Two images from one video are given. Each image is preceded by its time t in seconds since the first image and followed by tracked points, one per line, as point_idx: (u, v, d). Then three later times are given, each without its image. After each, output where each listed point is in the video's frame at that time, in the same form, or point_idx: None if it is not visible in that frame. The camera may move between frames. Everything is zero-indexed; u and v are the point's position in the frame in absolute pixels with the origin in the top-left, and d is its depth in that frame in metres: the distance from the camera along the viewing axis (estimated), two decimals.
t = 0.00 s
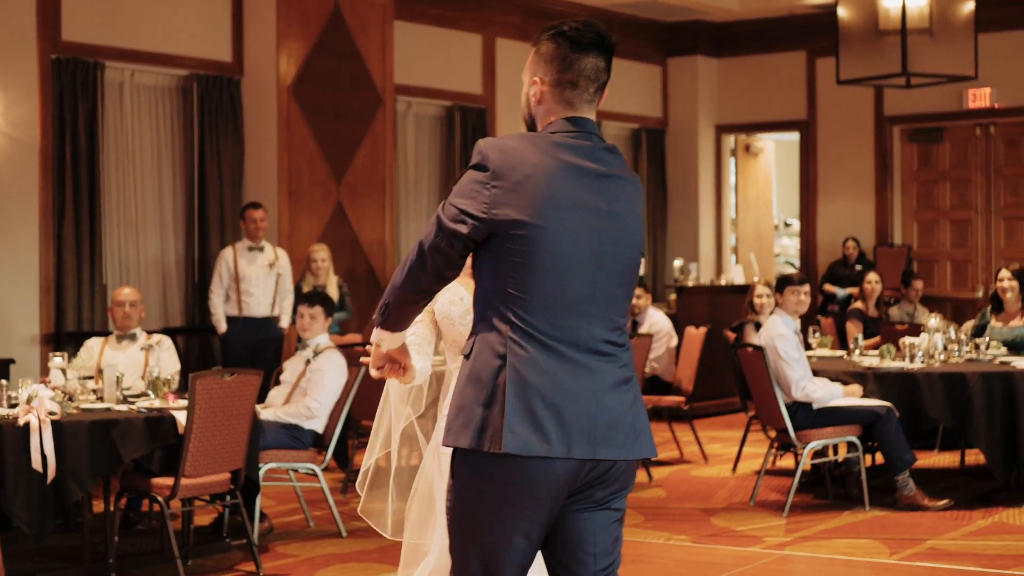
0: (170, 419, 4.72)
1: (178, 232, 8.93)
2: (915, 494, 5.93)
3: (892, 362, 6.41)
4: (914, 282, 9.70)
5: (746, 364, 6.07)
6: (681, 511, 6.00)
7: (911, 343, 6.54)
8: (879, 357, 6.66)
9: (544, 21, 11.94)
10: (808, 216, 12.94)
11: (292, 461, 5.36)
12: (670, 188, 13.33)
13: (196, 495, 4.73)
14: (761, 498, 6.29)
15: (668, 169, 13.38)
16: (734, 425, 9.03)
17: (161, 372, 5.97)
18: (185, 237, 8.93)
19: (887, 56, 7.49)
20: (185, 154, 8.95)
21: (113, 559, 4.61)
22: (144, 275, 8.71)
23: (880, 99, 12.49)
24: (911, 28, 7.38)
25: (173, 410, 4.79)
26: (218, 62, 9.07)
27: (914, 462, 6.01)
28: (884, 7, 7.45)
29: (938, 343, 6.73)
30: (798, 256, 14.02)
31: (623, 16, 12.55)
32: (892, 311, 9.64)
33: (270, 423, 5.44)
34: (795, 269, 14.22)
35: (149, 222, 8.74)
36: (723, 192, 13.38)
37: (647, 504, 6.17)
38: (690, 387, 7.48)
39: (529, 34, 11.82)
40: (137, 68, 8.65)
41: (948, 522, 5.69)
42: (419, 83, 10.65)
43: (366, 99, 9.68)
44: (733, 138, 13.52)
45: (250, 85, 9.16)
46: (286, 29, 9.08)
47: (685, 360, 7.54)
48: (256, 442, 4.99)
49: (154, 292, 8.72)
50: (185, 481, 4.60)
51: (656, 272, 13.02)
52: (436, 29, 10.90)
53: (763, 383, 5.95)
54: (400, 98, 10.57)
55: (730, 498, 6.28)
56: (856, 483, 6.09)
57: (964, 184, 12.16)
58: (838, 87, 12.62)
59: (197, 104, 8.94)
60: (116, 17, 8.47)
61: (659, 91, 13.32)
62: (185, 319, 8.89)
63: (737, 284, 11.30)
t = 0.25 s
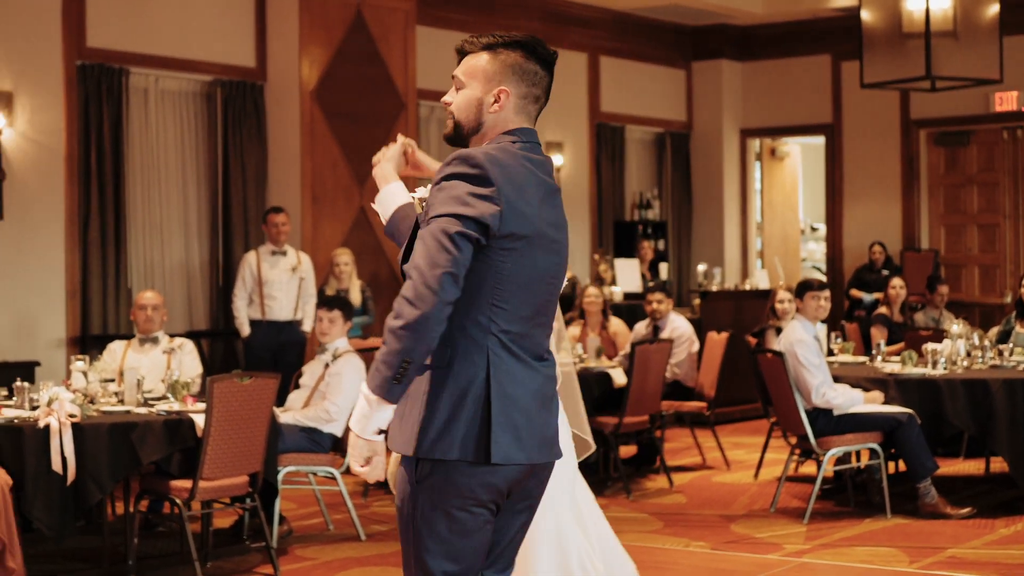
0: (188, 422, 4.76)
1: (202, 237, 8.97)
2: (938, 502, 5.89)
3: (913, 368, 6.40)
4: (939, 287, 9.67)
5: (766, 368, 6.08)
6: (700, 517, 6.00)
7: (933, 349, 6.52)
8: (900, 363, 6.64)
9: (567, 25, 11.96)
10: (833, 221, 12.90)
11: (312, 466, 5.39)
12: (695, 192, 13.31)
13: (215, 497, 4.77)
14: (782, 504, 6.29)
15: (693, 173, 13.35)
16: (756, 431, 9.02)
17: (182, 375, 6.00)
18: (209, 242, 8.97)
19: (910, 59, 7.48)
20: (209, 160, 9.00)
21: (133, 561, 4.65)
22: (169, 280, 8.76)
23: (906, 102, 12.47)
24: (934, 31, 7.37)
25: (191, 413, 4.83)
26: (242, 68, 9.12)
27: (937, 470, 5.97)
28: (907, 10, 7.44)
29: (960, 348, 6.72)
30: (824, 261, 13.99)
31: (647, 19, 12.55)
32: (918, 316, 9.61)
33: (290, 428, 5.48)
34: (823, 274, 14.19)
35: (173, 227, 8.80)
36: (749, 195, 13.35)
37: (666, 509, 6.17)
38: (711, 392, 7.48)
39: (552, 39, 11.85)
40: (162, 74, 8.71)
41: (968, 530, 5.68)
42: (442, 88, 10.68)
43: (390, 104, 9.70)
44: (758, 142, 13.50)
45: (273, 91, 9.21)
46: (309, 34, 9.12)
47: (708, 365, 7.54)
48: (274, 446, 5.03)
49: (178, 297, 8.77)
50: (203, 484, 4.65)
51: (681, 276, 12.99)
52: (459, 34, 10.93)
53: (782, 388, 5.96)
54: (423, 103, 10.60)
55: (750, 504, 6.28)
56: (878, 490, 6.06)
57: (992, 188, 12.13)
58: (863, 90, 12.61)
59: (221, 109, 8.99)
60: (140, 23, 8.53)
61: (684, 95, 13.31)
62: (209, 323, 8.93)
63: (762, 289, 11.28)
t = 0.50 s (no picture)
0: (236, 426, 4.80)
1: (258, 243, 9.04)
2: (987, 519, 5.84)
3: (965, 383, 6.35)
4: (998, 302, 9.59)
5: (815, 381, 6.05)
6: (747, 529, 5.98)
7: (986, 364, 6.47)
8: (953, 378, 6.59)
9: (625, 35, 11.96)
10: (893, 235, 12.81)
11: (359, 471, 5.42)
12: (753, 204, 13.23)
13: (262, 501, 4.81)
14: (830, 518, 6.26)
15: (751, 185, 13.28)
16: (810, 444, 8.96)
17: (233, 379, 6.03)
18: (265, 248, 9.03)
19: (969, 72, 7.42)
20: (267, 166, 9.07)
21: (179, 562, 4.68)
22: (225, 285, 8.82)
23: (968, 116, 12.39)
24: (994, 44, 7.31)
25: (238, 417, 4.87)
26: (300, 75, 9.19)
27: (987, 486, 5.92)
28: (968, 22, 7.39)
29: (1014, 364, 6.66)
30: (882, 275, 13.90)
31: (706, 29, 12.52)
32: (975, 331, 9.53)
33: (337, 433, 5.51)
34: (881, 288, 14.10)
35: (230, 233, 8.86)
36: (807, 207, 13.27)
37: (713, 521, 6.15)
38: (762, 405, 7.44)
39: (611, 49, 11.86)
40: (221, 80, 8.79)
41: (1017, 547, 5.62)
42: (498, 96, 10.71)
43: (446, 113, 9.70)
44: (817, 154, 13.42)
45: (331, 98, 9.26)
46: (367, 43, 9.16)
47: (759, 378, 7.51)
48: (321, 451, 5.06)
49: (233, 302, 8.83)
50: (250, 488, 4.69)
51: (737, 287, 12.91)
52: (517, 43, 10.96)
53: (832, 401, 5.93)
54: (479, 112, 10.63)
55: (799, 517, 6.25)
56: (927, 505, 6.01)
57: None
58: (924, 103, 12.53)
59: (279, 117, 9.06)
60: (201, 30, 8.61)
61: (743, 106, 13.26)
62: (264, 329, 8.98)
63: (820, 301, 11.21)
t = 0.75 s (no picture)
0: (293, 428, 4.84)
1: (325, 247, 9.09)
2: None
3: None
4: None
5: (877, 393, 6.00)
6: (806, 541, 5.94)
7: None
8: (1018, 392, 6.51)
9: (697, 43, 11.93)
10: (965, 247, 12.69)
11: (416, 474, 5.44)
12: (824, 214, 13.15)
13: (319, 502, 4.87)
14: (891, 531, 6.20)
15: (822, 195, 13.20)
16: (875, 457, 8.89)
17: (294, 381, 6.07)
18: (331, 252, 9.08)
19: None
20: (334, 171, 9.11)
21: (236, 562, 4.72)
22: (291, 288, 8.88)
23: None
24: None
25: (296, 419, 4.91)
26: (369, 81, 9.23)
27: None
28: None
29: None
30: (955, 287, 13.77)
31: (778, 39, 12.46)
32: None
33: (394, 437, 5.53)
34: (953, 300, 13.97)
35: (297, 237, 8.92)
36: (878, 218, 13.17)
37: (772, 532, 6.11)
38: (826, 416, 7.39)
39: (682, 58, 11.83)
40: (290, 85, 8.85)
41: None
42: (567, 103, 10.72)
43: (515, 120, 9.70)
44: (889, 165, 13.30)
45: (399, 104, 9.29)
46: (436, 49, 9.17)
47: (822, 388, 7.46)
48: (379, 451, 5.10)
49: (299, 305, 8.89)
50: (307, 489, 4.75)
51: (806, 298, 12.84)
52: (587, 51, 10.95)
53: (893, 413, 5.89)
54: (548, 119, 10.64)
55: (859, 529, 6.20)
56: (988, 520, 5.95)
57: None
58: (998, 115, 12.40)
59: (347, 121, 9.10)
60: (270, 35, 8.67)
61: (815, 116, 13.18)
62: (330, 332, 9.04)
63: (889, 313, 11.12)
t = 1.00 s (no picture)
0: (315, 431, 4.87)
1: (351, 250, 9.12)
2: None
3: None
4: None
5: (900, 397, 6.00)
6: (828, 545, 5.93)
7: None
8: None
9: (726, 48, 11.92)
10: (993, 252, 12.64)
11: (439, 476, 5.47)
12: (852, 218, 13.13)
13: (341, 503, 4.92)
14: (913, 535, 6.20)
15: (850, 199, 13.18)
16: (900, 461, 8.87)
17: (318, 384, 6.10)
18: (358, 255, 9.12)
19: None
20: (361, 175, 9.14)
21: (258, 564, 4.76)
22: (317, 291, 8.92)
23: None
24: None
25: (318, 421, 4.94)
26: (396, 85, 9.25)
27: None
28: None
29: None
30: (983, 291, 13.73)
31: (807, 43, 12.44)
32: None
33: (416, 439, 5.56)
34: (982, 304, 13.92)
35: (325, 240, 8.96)
36: (906, 222, 13.14)
37: (794, 536, 6.11)
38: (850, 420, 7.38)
39: (711, 62, 11.83)
40: (317, 89, 8.88)
41: None
42: (593, 107, 10.73)
43: (542, 123, 9.70)
44: (918, 169, 13.26)
45: (426, 108, 9.32)
46: (464, 53, 9.18)
47: (847, 392, 7.45)
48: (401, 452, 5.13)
49: (325, 308, 8.93)
50: (328, 492, 4.80)
51: (833, 301, 12.82)
52: (615, 54, 10.96)
53: (915, 417, 5.88)
54: (575, 122, 10.65)
55: (881, 533, 6.20)
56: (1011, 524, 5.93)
57: None
58: None
59: (374, 126, 9.13)
60: (298, 40, 8.71)
61: (844, 120, 13.16)
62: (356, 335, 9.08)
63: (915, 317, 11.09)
